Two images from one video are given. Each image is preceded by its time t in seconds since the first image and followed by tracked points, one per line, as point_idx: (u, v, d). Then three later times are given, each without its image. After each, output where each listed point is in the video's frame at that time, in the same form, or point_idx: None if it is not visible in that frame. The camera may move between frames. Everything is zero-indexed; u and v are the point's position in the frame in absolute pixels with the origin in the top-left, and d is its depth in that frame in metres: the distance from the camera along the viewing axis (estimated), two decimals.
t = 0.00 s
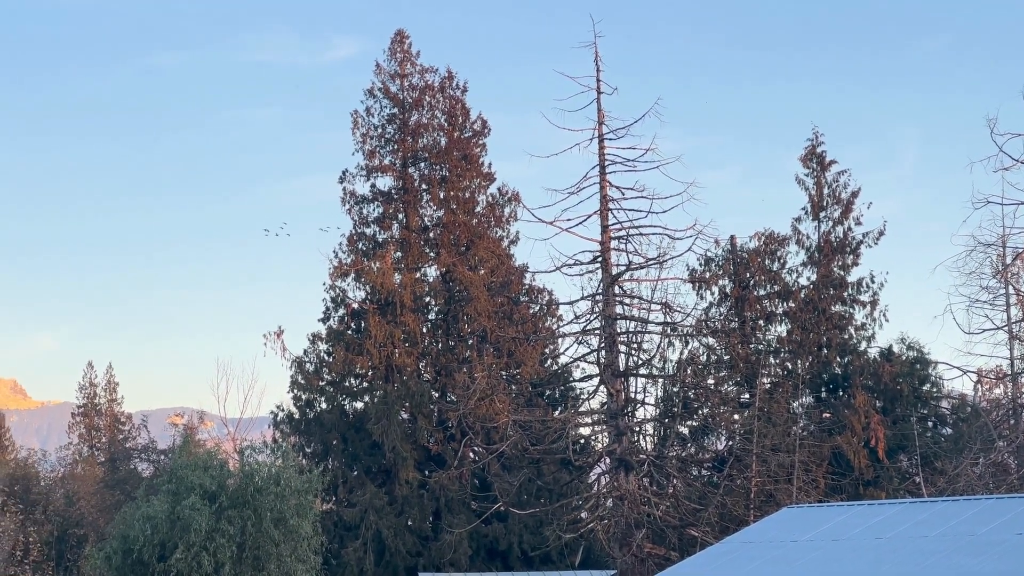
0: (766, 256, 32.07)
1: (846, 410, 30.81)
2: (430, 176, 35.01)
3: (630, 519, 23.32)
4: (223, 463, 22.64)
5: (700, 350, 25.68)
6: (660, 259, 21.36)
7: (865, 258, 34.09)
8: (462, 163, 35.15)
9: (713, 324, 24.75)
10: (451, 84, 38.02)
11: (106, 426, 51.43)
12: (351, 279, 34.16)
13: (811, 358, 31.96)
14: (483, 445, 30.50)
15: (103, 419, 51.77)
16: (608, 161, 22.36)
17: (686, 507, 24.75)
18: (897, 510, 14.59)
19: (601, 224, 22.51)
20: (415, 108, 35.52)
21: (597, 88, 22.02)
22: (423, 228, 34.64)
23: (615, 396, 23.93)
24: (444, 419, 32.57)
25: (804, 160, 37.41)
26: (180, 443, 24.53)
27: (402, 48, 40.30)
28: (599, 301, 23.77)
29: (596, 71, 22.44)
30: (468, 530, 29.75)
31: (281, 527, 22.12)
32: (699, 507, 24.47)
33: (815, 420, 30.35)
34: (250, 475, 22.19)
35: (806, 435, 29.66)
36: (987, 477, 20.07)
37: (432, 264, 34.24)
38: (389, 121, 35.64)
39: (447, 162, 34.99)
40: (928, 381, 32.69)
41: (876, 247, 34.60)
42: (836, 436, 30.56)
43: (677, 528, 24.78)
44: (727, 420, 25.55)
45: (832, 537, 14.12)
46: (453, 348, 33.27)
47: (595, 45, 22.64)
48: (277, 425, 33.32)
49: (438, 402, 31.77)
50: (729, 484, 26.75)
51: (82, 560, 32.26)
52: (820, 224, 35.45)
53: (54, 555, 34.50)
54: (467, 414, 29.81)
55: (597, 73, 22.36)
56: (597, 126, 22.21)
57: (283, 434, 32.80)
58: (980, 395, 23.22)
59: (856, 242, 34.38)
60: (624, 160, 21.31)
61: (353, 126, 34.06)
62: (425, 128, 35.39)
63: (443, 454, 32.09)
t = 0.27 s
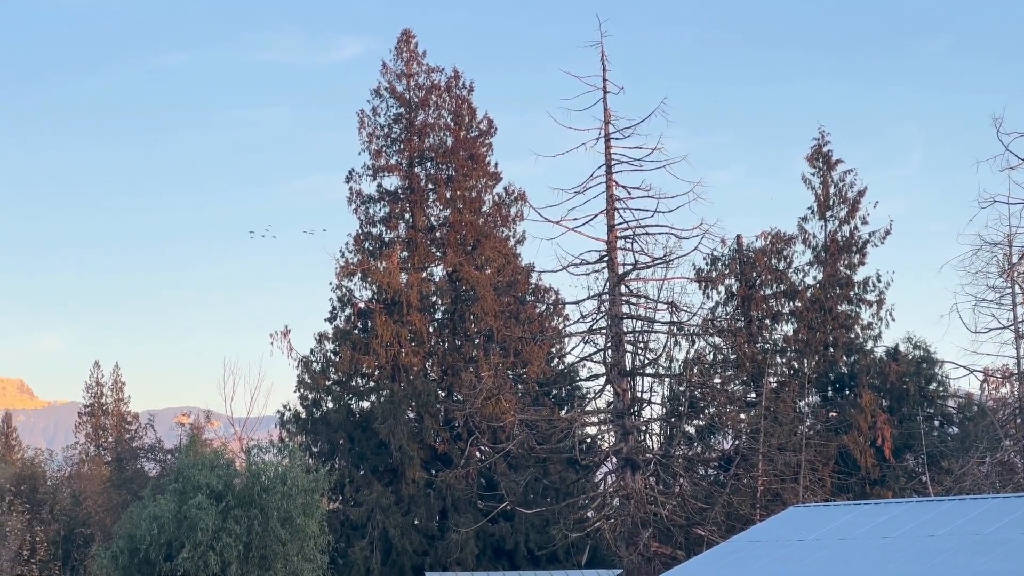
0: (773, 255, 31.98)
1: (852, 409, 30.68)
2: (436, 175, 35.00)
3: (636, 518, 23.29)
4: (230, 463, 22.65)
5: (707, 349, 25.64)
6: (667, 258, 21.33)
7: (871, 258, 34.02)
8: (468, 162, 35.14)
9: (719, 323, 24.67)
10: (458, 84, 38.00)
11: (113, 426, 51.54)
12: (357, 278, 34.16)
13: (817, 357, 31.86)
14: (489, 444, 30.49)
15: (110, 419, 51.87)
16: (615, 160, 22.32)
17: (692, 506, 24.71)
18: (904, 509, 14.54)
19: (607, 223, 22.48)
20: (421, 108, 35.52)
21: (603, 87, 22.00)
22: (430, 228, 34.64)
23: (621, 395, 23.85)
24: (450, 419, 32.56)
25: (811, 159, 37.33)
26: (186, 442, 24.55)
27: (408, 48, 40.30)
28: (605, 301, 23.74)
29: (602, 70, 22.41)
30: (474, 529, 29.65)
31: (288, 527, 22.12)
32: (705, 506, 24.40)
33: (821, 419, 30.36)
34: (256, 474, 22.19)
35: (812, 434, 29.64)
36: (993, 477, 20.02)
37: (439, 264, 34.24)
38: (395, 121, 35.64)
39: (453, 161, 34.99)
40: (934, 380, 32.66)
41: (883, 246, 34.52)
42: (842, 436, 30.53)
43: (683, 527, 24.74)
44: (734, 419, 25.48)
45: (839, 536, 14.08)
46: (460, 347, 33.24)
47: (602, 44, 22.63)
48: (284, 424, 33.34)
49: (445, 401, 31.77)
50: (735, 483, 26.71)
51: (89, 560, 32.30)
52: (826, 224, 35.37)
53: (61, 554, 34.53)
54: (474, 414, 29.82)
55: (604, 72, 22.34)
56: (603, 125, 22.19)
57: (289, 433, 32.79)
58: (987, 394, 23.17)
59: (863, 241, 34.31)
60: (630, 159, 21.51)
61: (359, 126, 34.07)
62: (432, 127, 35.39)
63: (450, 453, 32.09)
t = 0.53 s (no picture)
0: (778, 255, 31.92)
1: (858, 408, 30.56)
2: (442, 175, 34.99)
3: (642, 518, 23.23)
4: (235, 462, 22.65)
5: (712, 349, 25.59)
6: (672, 258, 21.30)
7: (876, 257, 33.93)
8: (473, 162, 35.10)
9: (725, 323, 24.60)
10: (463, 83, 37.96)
11: (119, 426, 51.59)
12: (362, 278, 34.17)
13: (823, 356, 31.78)
14: (494, 443, 30.47)
15: (115, 419, 51.90)
16: (620, 160, 22.28)
17: (697, 506, 24.67)
18: (909, 508, 14.48)
19: (613, 222, 22.46)
20: (426, 107, 35.50)
21: (608, 86, 21.98)
22: (435, 227, 34.61)
23: (627, 395, 23.82)
24: (456, 419, 32.54)
25: (816, 158, 37.26)
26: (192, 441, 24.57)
27: (414, 47, 40.28)
28: (611, 300, 23.70)
29: (608, 70, 22.39)
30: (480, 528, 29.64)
31: (293, 526, 22.10)
32: (711, 506, 24.37)
33: (827, 418, 30.39)
34: (262, 474, 22.20)
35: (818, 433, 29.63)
36: (999, 476, 19.94)
37: (444, 263, 34.20)
38: (400, 120, 35.62)
39: (459, 161, 34.98)
40: (940, 379, 32.61)
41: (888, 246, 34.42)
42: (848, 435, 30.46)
43: (689, 526, 24.69)
44: (739, 419, 25.41)
45: (845, 536, 14.03)
46: (465, 347, 33.22)
47: (608, 43, 22.63)
48: (289, 424, 33.32)
49: (450, 400, 31.75)
50: (741, 482, 26.66)
51: (95, 559, 32.33)
52: (832, 223, 35.29)
53: (67, 554, 34.55)
54: (479, 413, 29.84)
55: (609, 71, 22.32)
56: (609, 125, 22.17)
57: (294, 433, 32.76)
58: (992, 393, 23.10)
59: (868, 240, 34.23)
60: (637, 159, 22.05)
61: (365, 125, 34.07)
62: (437, 127, 35.36)
63: (455, 453, 32.07)
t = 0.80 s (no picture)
0: (783, 253, 31.88)
1: (863, 407, 30.53)
2: (447, 174, 34.98)
3: (648, 517, 23.18)
4: (241, 462, 22.66)
5: (718, 348, 25.59)
6: (677, 257, 21.26)
7: (882, 256, 33.87)
8: (479, 161, 35.09)
9: (731, 322, 24.51)
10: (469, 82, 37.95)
11: (124, 426, 51.67)
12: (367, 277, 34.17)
13: (828, 355, 31.78)
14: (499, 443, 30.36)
15: (121, 418, 52.00)
16: (625, 159, 22.25)
17: (703, 505, 24.65)
18: (915, 508, 14.44)
19: (618, 222, 22.42)
20: (432, 107, 35.49)
21: (614, 86, 21.97)
22: (440, 226, 34.61)
23: (632, 394, 23.81)
24: (461, 418, 32.46)
25: (822, 157, 37.19)
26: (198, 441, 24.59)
27: (419, 46, 40.29)
28: (616, 299, 23.65)
29: (612, 68, 22.36)
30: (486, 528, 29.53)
31: (299, 526, 22.11)
32: (716, 505, 24.36)
33: (833, 417, 30.30)
34: (268, 474, 22.22)
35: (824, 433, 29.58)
36: (1005, 475, 19.89)
37: (450, 262, 34.15)
38: (406, 119, 35.62)
39: (464, 160, 34.97)
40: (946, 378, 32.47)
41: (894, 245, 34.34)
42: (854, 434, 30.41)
43: (694, 525, 24.67)
44: (745, 418, 25.34)
45: (850, 535, 13.99)
46: (470, 346, 33.20)
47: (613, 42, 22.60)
48: (295, 423, 33.39)
49: (456, 400, 31.70)
50: (746, 482, 26.62)
51: (101, 559, 32.37)
52: (837, 222, 35.24)
53: (73, 553, 34.58)
54: (485, 412, 29.83)
55: (614, 70, 22.29)
56: (614, 124, 22.16)
57: (300, 432, 32.82)
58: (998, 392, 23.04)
59: (874, 239, 34.16)
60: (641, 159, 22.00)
61: (370, 125, 34.07)
62: (442, 126, 35.35)
63: (461, 452, 31.97)
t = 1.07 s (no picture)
0: (790, 252, 31.84)
1: (871, 406, 30.44)
2: (453, 174, 34.97)
3: (654, 516, 23.14)
4: (247, 461, 22.67)
5: (724, 347, 25.53)
6: (684, 257, 21.23)
7: (889, 255, 33.78)
8: (485, 160, 35.07)
9: (738, 320, 24.49)
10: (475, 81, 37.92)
11: (132, 425, 51.80)
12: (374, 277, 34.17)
13: (835, 354, 31.68)
14: (506, 442, 30.39)
15: (129, 417, 52.13)
16: (632, 158, 22.22)
17: (709, 504, 24.61)
18: (921, 507, 14.39)
19: (624, 220, 22.38)
20: (438, 106, 35.47)
21: (620, 85, 21.94)
22: (447, 226, 34.60)
23: (639, 393, 23.78)
24: (468, 417, 32.50)
25: (828, 156, 37.10)
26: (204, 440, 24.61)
27: (425, 46, 40.28)
28: (623, 298, 23.63)
29: (619, 67, 22.30)
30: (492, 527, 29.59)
31: (306, 525, 22.12)
32: (723, 504, 24.32)
33: (840, 416, 30.25)
34: (274, 473, 22.24)
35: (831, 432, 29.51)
36: (1013, 474, 19.82)
37: (456, 261, 34.16)
38: (412, 119, 35.61)
39: (471, 159, 34.96)
40: (953, 377, 32.33)
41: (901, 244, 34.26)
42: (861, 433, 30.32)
43: (701, 525, 24.63)
44: (751, 416, 25.32)
45: (858, 534, 13.94)
46: (477, 345, 33.24)
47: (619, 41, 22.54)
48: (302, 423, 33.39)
49: (462, 399, 31.71)
50: (753, 481, 26.58)
51: (109, 558, 32.42)
52: (844, 221, 35.16)
53: (80, 552, 34.64)
54: (491, 412, 29.80)
55: (621, 69, 22.24)
56: (620, 123, 22.12)
57: (307, 431, 32.81)
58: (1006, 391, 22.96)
59: (881, 238, 34.08)
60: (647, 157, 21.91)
61: (376, 124, 34.06)
62: (449, 126, 35.32)
63: (467, 451, 32.04)
